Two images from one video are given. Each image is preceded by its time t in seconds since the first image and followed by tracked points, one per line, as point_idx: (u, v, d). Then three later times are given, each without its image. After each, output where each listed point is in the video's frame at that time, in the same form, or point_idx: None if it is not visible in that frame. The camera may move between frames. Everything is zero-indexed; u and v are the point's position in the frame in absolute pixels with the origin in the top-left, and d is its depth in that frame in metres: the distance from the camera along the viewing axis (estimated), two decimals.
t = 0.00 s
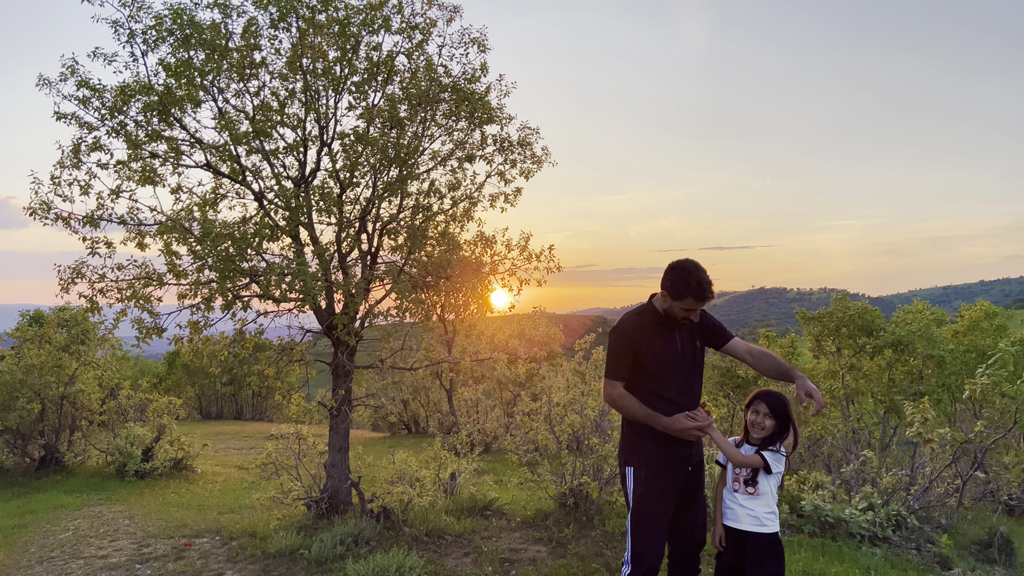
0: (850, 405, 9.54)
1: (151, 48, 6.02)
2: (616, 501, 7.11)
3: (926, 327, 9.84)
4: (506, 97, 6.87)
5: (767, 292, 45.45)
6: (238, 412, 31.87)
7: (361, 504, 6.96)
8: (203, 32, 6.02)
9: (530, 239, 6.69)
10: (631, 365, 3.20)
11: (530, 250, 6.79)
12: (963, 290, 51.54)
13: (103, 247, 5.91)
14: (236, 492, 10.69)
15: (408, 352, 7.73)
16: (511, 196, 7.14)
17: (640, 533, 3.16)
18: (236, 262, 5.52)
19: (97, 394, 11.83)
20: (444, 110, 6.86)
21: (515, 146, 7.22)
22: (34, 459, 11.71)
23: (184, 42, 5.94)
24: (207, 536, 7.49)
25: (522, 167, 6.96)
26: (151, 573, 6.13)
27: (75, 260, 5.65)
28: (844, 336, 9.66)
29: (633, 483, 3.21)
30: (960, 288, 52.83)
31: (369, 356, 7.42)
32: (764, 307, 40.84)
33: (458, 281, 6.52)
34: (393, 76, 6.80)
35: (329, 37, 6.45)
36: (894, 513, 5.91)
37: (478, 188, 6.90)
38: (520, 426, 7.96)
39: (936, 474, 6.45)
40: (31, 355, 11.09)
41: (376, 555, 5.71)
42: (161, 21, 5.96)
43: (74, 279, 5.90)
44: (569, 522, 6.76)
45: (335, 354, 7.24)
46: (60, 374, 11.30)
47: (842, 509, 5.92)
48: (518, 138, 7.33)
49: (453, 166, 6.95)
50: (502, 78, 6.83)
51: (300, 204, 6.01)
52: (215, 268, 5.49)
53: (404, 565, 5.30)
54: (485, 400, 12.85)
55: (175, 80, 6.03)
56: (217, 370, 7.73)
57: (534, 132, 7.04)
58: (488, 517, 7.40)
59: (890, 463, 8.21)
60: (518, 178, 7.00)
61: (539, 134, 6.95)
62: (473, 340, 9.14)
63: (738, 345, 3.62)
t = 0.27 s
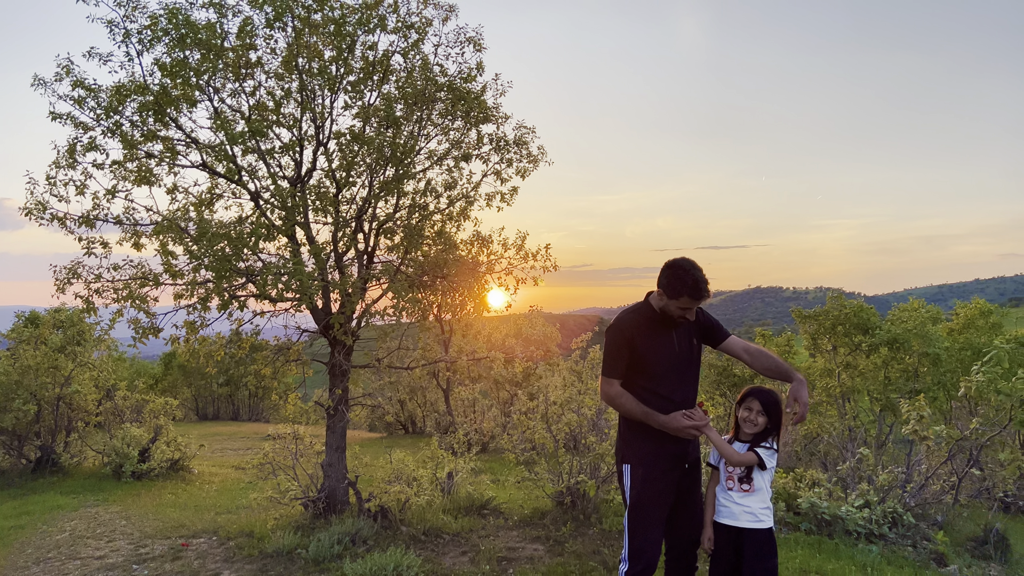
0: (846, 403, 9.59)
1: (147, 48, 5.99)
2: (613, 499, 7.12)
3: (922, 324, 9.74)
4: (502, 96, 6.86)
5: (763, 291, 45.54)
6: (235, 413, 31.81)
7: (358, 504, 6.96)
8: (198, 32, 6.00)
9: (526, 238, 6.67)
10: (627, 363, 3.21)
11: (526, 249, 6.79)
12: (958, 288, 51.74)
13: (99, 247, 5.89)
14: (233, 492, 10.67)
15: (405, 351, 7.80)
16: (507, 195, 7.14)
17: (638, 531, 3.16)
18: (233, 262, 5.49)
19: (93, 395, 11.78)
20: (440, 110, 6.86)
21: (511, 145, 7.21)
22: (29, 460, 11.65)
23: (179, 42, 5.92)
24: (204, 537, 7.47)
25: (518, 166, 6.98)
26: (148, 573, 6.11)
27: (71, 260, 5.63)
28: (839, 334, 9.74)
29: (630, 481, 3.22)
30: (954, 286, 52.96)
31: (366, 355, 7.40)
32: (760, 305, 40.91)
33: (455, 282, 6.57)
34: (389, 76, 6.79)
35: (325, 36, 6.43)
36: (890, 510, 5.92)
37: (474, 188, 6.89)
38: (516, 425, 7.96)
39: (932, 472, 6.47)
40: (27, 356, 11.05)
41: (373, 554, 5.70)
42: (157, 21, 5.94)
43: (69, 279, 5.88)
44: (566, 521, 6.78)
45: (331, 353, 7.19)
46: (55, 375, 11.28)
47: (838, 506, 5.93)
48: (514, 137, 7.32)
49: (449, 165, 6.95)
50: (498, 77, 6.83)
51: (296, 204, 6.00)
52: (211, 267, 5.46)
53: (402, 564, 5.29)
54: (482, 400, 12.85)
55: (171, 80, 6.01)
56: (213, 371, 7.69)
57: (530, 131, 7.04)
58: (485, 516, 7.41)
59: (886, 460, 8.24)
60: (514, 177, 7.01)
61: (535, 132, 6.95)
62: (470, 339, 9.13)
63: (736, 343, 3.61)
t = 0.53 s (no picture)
0: (841, 400, 9.61)
1: (141, 46, 5.96)
2: (610, 496, 7.12)
3: (917, 319, 9.79)
4: (498, 93, 6.85)
5: (759, 288, 45.64)
6: (231, 412, 31.75)
7: (355, 502, 6.95)
8: (193, 30, 5.96)
9: (522, 235, 6.58)
10: (624, 359, 3.21)
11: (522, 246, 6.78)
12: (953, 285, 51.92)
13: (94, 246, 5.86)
14: (230, 491, 10.64)
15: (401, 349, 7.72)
16: (503, 192, 7.13)
17: (634, 526, 3.15)
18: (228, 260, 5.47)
19: (88, 394, 11.75)
20: (435, 107, 6.83)
21: (507, 142, 7.20)
22: (26, 460, 11.61)
23: (174, 40, 5.88)
24: (201, 535, 7.44)
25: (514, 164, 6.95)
26: (145, 572, 6.09)
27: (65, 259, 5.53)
28: (835, 330, 9.80)
29: (626, 476, 3.22)
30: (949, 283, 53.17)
31: (363, 353, 7.37)
32: (756, 302, 41.01)
33: (451, 279, 6.52)
34: (384, 74, 6.76)
35: (320, 34, 6.39)
36: (886, 505, 5.93)
37: (470, 185, 6.88)
38: (513, 422, 7.96)
39: (927, 466, 6.49)
40: (22, 356, 11.02)
41: (370, 551, 5.69)
42: (151, 19, 5.91)
43: (65, 278, 5.85)
44: (563, 517, 6.78)
45: (327, 351, 7.22)
46: (51, 375, 11.25)
47: (835, 501, 5.95)
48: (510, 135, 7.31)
49: (445, 163, 6.93)
50: (494, 75, 6.81)
51: (292, 201, 5.97)
52: (207, 266, 5.43)
53: (399, 562, 5.26)
54: (478, 398, 12.85)
55: (165, 78, 5.97)
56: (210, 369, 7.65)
57: (526, 128, 7.03)
58: (482, 513, 7.42)
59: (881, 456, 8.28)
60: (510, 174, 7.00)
61: (530, 130, 6.94)
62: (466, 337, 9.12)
63: (730, 341, 3.60)
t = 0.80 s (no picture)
0: (837, 394, 9.57)
1: (135, 42, 5.90)
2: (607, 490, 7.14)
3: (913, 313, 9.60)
4: (493, 88, 6.82)
5: (756, 283, 45.72)
6: (227, 410, 31.71)
7: (352, 497, 6.94)
8: (187, 26, 5.91)
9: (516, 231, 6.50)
10: (620, 352, 3.20)
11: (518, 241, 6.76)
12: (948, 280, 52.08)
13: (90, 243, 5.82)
14: (227, 487, 10.63)
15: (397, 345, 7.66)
16: (499, 187, 7.11)
17: (630, 519, 3.16)
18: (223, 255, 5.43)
19: (84, 392, 11.70)
20: (431, 102, 6.79)
21: (503, 137, 7.17)
22: (21, 458, 11.56)
23: (168, 35, 5.83)
24: (198, 532, 7.43)
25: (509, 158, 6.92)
26: (142, 568, 6.08)
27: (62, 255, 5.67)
28: (830, 324, 9.83)
29: (623, 468, 3.22)
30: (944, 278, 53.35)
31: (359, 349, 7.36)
32: (751, 297, 41.10)
33: (445, 273, 6.49)
34: (379, 69, 6.71)
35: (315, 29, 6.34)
36: (882, 498, 5.95)
37: (466, 180, 6.85)
38: (509, 417, 7.97)
39: (922, 459, 6.52)
40: (18, 354, 10.96)
41: (368, 546, 5.68)
42: (145, 14, 5.85)
43: (60, 274, 5.81)
44: (560, 512, 6.79)
45: (324, 347, 7.20)
46: (47, 373, 11.19)
47: (830, 494, 5.97)
48: (505, 129, 7.28)
49: (441, 159, 6.90)
50: (489, 69, 6.78)
51: (287, 197, 5.93)
52: (203, 262, 5.40)
53: (396, 557, 5.25)
54: (475, 393, 12.86)
55: (160, 74, 5.92)
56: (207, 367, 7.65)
57: (521, 123, 7.00)
58: (479, 508, 7.43)
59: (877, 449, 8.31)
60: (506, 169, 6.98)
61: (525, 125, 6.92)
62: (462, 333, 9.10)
63: (723, 339, 3.58)
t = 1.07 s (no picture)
0: (832, 385, 9.65)
1: (128, 35, 5.83)
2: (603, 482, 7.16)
3: (907, 304, 9.81)
4: (488, 81, 6.79)
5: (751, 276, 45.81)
6: (223, 405, 31.66)
7: (349, 491, 6.94)
8: (180, 18, 5.84)
9: (514, 224, 6.53)
10: (616, 341, 3.21)
11: (513, 234, 6.74)
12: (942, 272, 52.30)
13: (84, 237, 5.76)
14: (223, 482, 10.61)
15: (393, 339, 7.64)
16: (494, 180, 7.08)
17: (626, 510, 3.15)
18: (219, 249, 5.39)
19: (80, 387, 11.65)
20: (426, 96, 6.74)
21: (498, 130, 7.12)
22: (17, 453, 11.52)
23: (161, 28, 5.76)
24: (194, 526, 7.42)
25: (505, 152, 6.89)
26: (139, 562, 6.07)
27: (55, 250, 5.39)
28: (826, 316, 9.87)
29: (618, 459, 3.21)
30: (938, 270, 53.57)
31: (355, 342, 7.37)
32: (746, 290, 41.19)
33: (441, 267, 6.46)
34: (373, 62, 6.65)
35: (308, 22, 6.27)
36: (876, 489, 5.99)
37: (461, 173, 6.82)
38: (506, 410, 7.97)
39: (917, 450, 6.55)
40: (12, 350, 10.88)
41: (365, 539, 5.68)
42: (137, 7, 5.77)
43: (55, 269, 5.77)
44: (557, 503, 6.80)
45: (319, 340, 7.17)
46: (42, 368, 11.13)
47: (826, 485, 6.00)
48: (501, 122, 7.24)
49: (436, 152, 6.86)
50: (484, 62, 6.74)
51: (282, 190, 5.88)
52: (198, 255, 5.36)
53: (394, 549, 5.24)
54: (471, 387, 12.87)
55: (153, 67, 5.85)
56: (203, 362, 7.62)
57: (516, 116, 6.97)
58: (476, 500, 7.44)
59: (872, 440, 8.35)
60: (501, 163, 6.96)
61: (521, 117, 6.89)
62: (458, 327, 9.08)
63: (719, 332, 3.60)
